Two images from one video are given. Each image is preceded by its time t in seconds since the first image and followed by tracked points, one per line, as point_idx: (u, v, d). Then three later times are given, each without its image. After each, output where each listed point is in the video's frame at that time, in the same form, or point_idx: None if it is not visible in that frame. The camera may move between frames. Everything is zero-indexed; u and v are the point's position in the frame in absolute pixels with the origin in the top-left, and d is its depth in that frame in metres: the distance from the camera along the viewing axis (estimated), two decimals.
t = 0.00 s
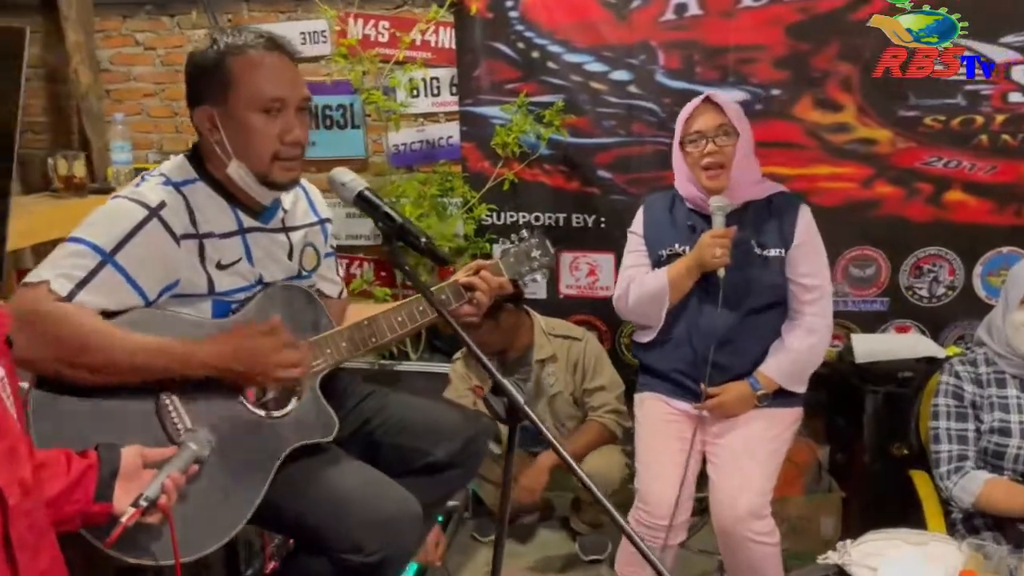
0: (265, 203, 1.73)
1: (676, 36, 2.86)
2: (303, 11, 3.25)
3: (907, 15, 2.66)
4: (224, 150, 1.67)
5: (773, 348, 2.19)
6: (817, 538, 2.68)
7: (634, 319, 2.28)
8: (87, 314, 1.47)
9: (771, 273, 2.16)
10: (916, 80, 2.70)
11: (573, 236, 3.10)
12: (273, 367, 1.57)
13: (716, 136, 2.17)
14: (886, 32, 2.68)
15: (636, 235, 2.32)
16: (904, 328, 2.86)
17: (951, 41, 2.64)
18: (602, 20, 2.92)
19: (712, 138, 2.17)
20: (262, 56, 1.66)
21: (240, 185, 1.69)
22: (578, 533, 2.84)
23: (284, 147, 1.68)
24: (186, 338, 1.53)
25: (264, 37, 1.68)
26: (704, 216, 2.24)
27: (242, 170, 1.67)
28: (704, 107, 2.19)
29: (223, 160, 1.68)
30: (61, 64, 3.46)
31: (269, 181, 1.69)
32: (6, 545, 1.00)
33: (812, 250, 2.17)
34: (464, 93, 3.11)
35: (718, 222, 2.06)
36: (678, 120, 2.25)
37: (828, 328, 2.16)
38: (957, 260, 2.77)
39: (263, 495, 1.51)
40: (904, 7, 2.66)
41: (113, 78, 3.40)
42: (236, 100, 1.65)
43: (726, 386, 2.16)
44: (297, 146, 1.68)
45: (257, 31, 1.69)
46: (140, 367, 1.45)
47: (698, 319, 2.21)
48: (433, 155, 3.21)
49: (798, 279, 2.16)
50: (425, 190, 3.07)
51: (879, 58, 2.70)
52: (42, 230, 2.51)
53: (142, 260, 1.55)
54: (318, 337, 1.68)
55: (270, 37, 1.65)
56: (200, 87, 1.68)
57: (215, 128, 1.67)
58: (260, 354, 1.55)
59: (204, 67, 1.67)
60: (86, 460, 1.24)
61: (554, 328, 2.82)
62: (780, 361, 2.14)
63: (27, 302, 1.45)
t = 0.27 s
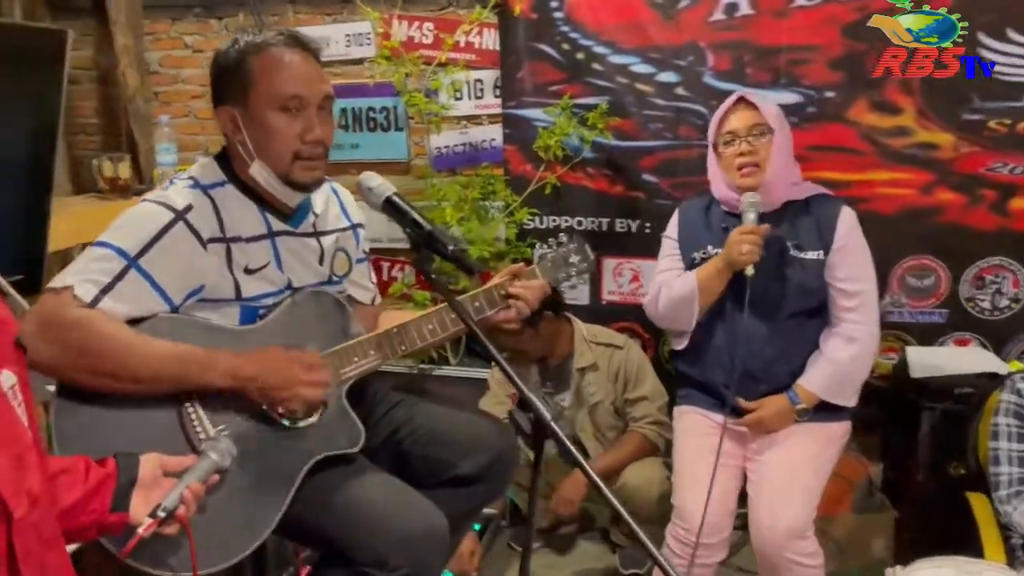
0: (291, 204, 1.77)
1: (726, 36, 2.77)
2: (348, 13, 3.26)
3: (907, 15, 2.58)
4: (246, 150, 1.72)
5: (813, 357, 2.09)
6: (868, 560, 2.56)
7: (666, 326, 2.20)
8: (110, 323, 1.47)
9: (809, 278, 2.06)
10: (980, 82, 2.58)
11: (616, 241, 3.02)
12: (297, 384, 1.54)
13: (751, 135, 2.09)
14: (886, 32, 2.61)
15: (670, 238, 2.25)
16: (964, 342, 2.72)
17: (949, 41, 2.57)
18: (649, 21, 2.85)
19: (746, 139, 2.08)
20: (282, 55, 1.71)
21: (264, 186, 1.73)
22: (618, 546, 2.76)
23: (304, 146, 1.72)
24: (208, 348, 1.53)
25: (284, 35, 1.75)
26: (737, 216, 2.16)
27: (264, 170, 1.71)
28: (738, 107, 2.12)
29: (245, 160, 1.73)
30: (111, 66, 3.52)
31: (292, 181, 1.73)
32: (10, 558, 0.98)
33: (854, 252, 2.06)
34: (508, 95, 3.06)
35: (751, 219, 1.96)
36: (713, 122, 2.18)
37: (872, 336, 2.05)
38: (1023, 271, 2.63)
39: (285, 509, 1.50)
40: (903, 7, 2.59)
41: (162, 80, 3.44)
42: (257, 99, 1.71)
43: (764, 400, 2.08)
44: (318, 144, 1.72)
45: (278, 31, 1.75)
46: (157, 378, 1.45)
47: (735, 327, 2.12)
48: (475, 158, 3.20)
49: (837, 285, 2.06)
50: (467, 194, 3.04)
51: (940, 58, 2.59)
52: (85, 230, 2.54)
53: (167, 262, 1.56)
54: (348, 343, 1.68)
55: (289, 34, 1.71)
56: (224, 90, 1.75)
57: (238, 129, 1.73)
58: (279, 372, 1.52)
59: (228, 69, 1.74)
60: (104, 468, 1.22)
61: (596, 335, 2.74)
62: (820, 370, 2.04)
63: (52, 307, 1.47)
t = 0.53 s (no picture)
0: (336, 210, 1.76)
1: (781, 36, 2.69)
2: (395, 15, 3.25)
3: (907, 15, 2.54)
4: (294, 156, 1.71)
5: (868, 371, 1.99)
6: None
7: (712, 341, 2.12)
8: (143, 333, 1.46)
9: (863, 289, 1.97)
10: None
11: (664, 247, 2.95)
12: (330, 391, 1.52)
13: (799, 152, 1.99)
14: (886, 32, 2.57)
15: (715, 250, 2.17)
16: None
17: (951, 41, 2.51)
18: (701, 21, 2.77)
19: (796, 156, 1.99)
20: (330, 59, 1.70)
21: (311, 193, 1.71)
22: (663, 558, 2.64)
23: (354, 152, 1.71)
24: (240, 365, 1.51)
25: (331, 40, 1.74)
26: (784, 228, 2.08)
27: (313, 176, 1.70)
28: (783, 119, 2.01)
29: (293, 166, 1.72)
30: (162, 68, 3.57)
31: (340, 187, 1.72)
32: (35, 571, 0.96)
33: (911, 261, 1.96)
34: (555, 97, 3.01)
35: (798, 233, 1.87)
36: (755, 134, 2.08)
37: (931, 350, 1.96)
38: None
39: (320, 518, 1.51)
40: (904, 7, 2.55)
41: (212, 82, 3.46)
42: (306, 106, 1.69)
43: (815, 415, 1.98)
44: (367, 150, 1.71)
45: (324, 35, 1.74)
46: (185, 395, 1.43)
47: (787, 341, 2.03)
48: (521, 161, 3.15)
49: (894, 295, 1.97)
50: (511, 198, 3.01)
51: (1007, 59, 2.48)
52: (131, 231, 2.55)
53: (204, 266, 1.55)
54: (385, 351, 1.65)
55: (338, 39, 1.70)
56: (269, 95, 1.73)
57: (285, 135, 1.71)
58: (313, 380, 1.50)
59: (273, 74, 1.72)
60: (139, 476, 1.19)
61: (643, 343, 2.66)
62: (876, 386, 1.95)
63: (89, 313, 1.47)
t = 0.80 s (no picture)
0: (360, 204, 1.73)
1: (821, 31, 2.61)
2: (425, 12, 3.21)
3: (907, 15, 2.50)
4: (320, 151, 1.68)
5: (915, 381, 1.91)
6: None
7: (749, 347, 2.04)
8: (161, 329, 1.43)
9: (910, 295, 1.88)
10: None
11: (698, 248, 2.88)
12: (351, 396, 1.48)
13: (847, 151, 1.89)
14: (885, 33, 2.53)
15: (753, 253, 2.08)
16: None
17: (951, 41, 2.46)
18: (739, 15, 2.69)
19: (841, 154, 1.89)
20: (355, 50, 1.66)
21: (335, 185, 1.68)
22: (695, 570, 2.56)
23: (381, 145, 1.67)
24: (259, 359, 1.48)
25: (355, 30, 1.70)
26: (825, 229, 2.00)
27: (339, 170, 1.67)
28: (829, 117, 1.92)
29: (319, 161, 1.69)
30: (192, 66, 3.57)
31: (367, 182, 1.68)
32: None
33: (961, 265, 1.87)
34: (587, 95, 2.95)
35: (845, 237, 1.78)
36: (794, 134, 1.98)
37: (982, 358, 1.87)
38: None
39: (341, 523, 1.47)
40: (903, 6, 2.50)
41: (241, 81, 3.45)
42: (329, 99, 1.66)
43: (859, 424, 1.90)
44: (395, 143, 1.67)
45: (347, 26, 1.70)
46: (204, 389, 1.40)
47: (825, 347, 1.94)
48: (552, 160, 3.10)
49: (943, 301, 1.87)
50: (541, 197, 2.96)
51: None
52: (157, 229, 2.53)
53: (221, 264, 1.52)
54: (409, 351, 1.62)
55: (361, 29, 1.67)
56: (292, 89, 1.70)
57: (309, 129, 1.69)
58: (333, 383, 1.46)
59: (297, 67, 1.69)
60: (154, 480, 1.16)
61: (677, 346, 2.59)
62: (923, 395, 1.86)
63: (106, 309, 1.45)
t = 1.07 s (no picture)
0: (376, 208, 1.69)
1: (850, 28, 2.53)
2: (443, 11, 3.17)
3: (906, 15, 2.47)
4: (333, 151, 1.64)
5: (955, 392, 1.85)
6: None
7: (779, 354, 1.97)
8: (169, 335, 1.39)
9: (953, 303, 1.82)
10: None
11: (722, 250, 2.81)
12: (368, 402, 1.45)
13: (889, 149, 1.85)
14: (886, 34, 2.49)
15: (787, 255, 2.01)
16: None
17: (952, 41, 2.42)
18: (764, 12, 2.62)
19: (884, 151, 1.85)
20: (370, 46, 1.62)
21: (349, 187, 1.64)
22: None
23: (396, 145, 1.62)
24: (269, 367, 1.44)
25: (370, 25, 1.66)
26: (868, 233, 1.93)
27: (352, 171, 1.63)
28: (873, 113, 1.87)
29: (332, 162, 1.65)
30: (210, 67, 3.55)
31: (381, 184, 1.64)
32: None
33: (1007, 274, 1.82)
34: (608, 94, 2.89)
35: (886, 242, 1.71)
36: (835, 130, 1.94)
37: None
38: None
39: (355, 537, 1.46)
40: (903, 7, 2.47)
41: (259, 81, 3.42)
42: (343, 97, 1.61)
43: (896, 434, 1.84)
44: (410, 143, 1.63)
45: (362, 21, 1.66)
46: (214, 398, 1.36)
47: (860, 356, 1.88)
48: (572, 161, 3.04)
49: (988, 310, 1.82)
50: (561, 198, 2.92)
51: None
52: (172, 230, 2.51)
53: (233, 268, 1.48)
54: (423, 360, 1.59)
55: (376, 24, 1.62)
56: (305, 87, 1.66)
57: (322, 130, 1.64)
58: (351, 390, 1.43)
59: (310, 65, 1.64)
60: (158, 493, 1.15)
61: (699, 351, 2.53)
62: (965, 408, 1.80)
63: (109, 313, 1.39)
